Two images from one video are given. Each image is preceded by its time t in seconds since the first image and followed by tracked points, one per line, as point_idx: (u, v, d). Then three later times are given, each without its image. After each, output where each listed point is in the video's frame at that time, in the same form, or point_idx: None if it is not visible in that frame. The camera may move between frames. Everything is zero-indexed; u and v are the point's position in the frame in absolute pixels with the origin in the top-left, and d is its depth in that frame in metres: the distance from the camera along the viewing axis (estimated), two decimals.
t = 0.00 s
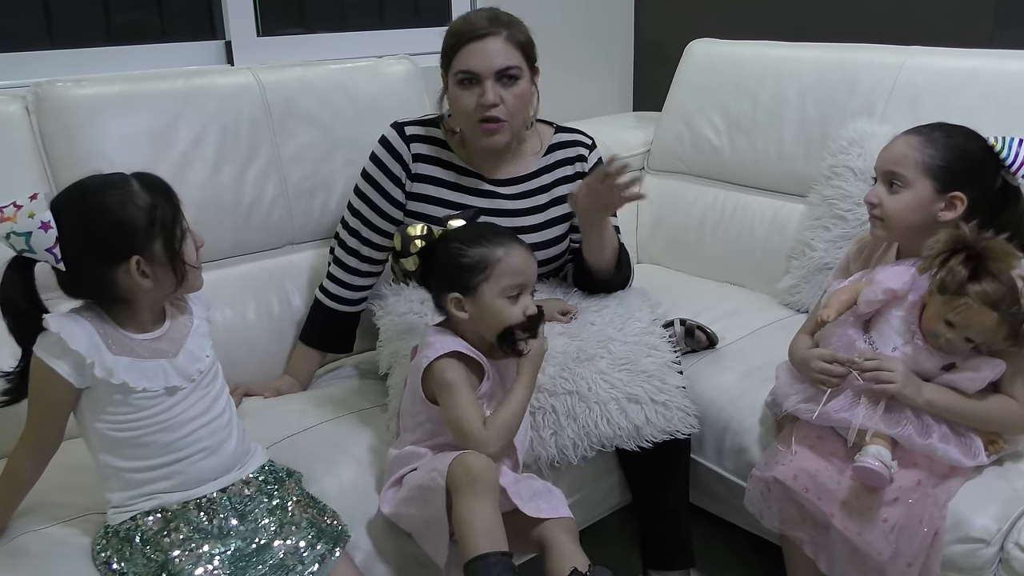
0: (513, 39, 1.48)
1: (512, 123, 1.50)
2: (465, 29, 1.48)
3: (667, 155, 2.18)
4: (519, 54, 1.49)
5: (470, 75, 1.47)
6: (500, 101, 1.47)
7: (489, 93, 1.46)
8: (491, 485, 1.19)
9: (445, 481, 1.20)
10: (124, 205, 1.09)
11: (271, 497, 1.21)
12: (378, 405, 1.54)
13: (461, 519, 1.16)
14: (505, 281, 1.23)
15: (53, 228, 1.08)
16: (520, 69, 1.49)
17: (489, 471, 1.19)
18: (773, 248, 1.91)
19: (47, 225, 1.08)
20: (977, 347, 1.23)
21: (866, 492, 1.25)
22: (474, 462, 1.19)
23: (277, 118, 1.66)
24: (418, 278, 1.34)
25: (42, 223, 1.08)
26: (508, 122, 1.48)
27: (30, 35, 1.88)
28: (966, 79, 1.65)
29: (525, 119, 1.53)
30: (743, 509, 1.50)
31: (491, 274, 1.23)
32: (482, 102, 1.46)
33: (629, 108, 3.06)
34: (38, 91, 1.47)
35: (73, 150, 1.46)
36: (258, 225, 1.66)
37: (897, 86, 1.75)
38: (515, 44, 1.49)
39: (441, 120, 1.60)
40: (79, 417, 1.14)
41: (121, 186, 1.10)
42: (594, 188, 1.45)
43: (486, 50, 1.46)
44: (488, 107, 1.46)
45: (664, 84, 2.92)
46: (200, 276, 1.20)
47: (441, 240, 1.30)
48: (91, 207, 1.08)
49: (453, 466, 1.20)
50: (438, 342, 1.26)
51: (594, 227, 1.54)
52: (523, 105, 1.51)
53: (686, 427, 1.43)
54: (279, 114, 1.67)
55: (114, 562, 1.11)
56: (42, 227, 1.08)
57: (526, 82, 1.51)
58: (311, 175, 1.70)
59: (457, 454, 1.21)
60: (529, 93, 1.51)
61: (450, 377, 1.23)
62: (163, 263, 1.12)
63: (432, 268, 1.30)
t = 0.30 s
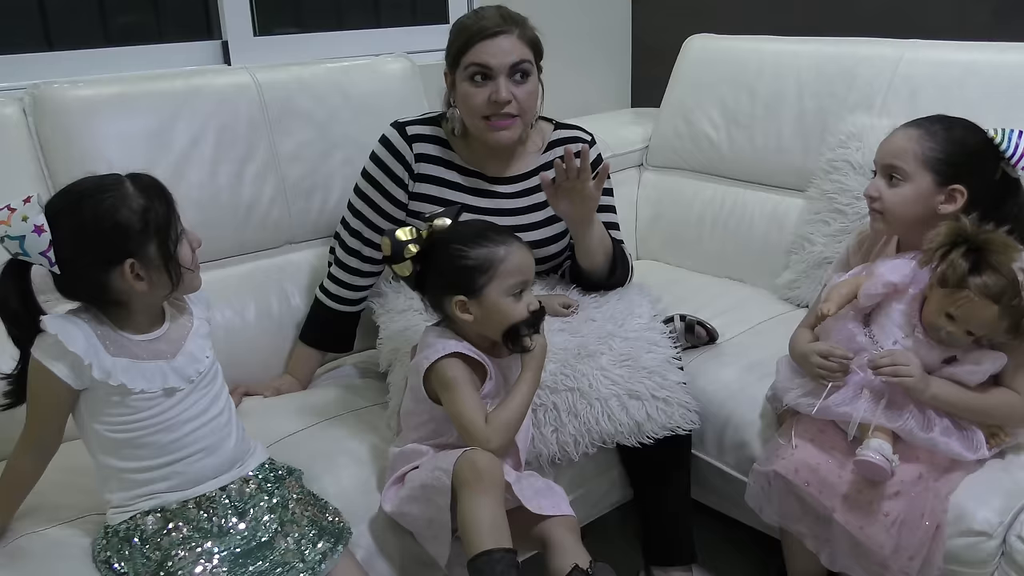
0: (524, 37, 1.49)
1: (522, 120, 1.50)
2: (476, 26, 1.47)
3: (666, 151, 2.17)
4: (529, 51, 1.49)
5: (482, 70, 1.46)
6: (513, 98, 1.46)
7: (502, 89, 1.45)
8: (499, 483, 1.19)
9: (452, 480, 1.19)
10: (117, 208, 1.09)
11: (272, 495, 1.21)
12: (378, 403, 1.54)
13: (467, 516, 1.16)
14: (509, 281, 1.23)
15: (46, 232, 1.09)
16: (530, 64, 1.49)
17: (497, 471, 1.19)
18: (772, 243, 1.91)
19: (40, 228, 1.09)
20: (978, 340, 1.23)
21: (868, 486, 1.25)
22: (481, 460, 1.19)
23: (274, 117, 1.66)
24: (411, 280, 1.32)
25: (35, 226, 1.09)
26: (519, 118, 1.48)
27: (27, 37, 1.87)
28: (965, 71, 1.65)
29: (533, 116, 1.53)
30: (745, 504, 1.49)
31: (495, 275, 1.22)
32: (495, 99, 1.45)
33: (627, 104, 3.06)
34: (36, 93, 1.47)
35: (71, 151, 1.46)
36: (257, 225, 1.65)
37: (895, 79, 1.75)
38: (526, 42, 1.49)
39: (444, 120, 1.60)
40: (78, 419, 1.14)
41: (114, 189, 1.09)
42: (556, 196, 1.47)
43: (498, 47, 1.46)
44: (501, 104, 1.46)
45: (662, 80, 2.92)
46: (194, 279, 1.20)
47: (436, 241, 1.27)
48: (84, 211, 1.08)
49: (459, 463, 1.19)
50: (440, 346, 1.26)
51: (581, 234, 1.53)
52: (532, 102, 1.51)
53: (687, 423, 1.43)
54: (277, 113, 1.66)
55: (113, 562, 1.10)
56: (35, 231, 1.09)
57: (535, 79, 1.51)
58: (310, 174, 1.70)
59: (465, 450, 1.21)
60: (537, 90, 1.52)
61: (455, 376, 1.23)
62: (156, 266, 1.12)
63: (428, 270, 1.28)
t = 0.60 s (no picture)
0: (522, 40, 1.48)
1: (516, 122, 1.50)
2: (473, 26, 1.47)
3: (665, 148, 2.17)
4: (527, 53, 1.49)
5: (477, 71, 1.46)
6: (507, 101, 1.46)
7: (496, 92, 1.45)
8: (501, 481, 1.19)
9: (453, 482, 1.20)
10: (113, 204, 1.09)
11: (272, 493, 1.21)
12: (379, 401, 1.54)
13: (469, 514, 1.15)
14: (497, 274, 1.23)
15: (46, 215, 1.12)
16: (527, 66, 1.49)
17: (498, 469, 1.20)
18: (772, 239, 1.91)
19: (41, 211, 1.13)
20: (979, 334, 1.23)
21: (869, 481, 1.25)
22: (484, 460, 1.19)
23: (273, 116, 1.66)
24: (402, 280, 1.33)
25: (36, 209, 1.12)
26: (513, 121, 1.49)
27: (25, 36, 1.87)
28: (964, 66, 1.65)
29: (529, 117, 1.53)
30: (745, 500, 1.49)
31: (483, 269, 1.22)
32: (489, 102, 1.46)
33: (626, 101, 3.05)
34: (34, 93, 1.47)
35: (68, 148, 1.46)
36: (257, 224, 1.65)
37: (895, 74, 1.74)
38: (524, 44, 1.48)
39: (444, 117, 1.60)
40: (79, 424, 1.14)
41: (117, 186, 1.10)
42: (586, 188, 1.51)
43: (494, 49, 1.45)
44: (494, 108, 1.46)
45: (661, 76, 2.92)
46: (190, 288, 1.17)
47: (422, 238, 1.28)
48: (83, 202, 1.09)
49: (461, 462, 1.20)
50: (432, 344, 1.26)
51: (605, 234, 1.54)
52: (528, 104, 1.51)
53: (687, 420, 1.43)
54: (275, 112, 1.66)
55: (115, 562, 1.11)
56: (37, 214, 1.12)
57: (531, 81, 1.50)
58: (309, 173, 1.70)
59: (463, 451, 1.21)
60: (533, 93, 1.51)
61: (445, 371, 1.23)
62: (142, 269, 1.11)
63: (416, 268, 1.28)
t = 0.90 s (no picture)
0: (506, 35, 1.47)
1: (505, 119, 1.49)
2: (460, 24, 1.47)
3: (665, 146, 2.17)
4: (514, 50, 1.48)
5: (461, 68, 1.47)
6: (490, 96, 1.46)
7: (478, 88, 1.45)
8: (497, 478, 1.19)
9: (447, 482, 1.19)
10: (106, 204, 1.09)
11: (273, 491, 1.21)
12: (379, 399, 1.54)
13: (466, 513, 1.16)
14: (490, 274, 1.22)
15: (57, 200, 1.12)
16: (513, 63, 1.48)
17: (493, 467, 1.20)
18: (773, 237, 1.90)
19: (55, 196, 1.13)
20: (979, 333, 1.23)
21: (869, 480, 1.25)
22: (479, 459, 1.19)
23: (274, 113, 1.66)
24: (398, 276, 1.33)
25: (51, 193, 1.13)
26: (499, 117, 1.47)
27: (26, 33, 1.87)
28: (965, 64, 1.64)
29: (521, 115, 1.51)
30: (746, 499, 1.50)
31: (476, 268, 1.22)
32: (471, 97, 1.45)
33: (627, 99, 3.05)
34: (36, 91, 1.47)
35: (69, 146, 1.46)
36: (257, 221, 1.65)
37: (895, 72, 1.74)
38: (509, 40, 1.47)
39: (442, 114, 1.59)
40: (84, 424, 1.14)
41: (117, 185, 1.10)
42: (610, 194, 1.49)
43: (478, 44, 1.45)
44: (477, 103, 1.45)
45: (661, 74, 2.92)
46: (175, 301, 1.14)
47: (419, 234, 1.29)
48: (82, 198, 1.10)
49: (456, 462, 1.20)
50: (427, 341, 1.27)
51: (622, 240, 1.52)
52: (518, 100, 1.49)
53: (688, 418, 1.43)
54: (276, 109, 1.66)
55: (117, 559, 1.11)
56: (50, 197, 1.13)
57: (521, 77, 1.49)
58: (310, 171, 1.70)
59: (455, 451, 1.21)
60: (523, 89, 1.50)
61: (438, 367, 1.24)
62: (122, 272, 1.09)
63: (411, 264, 1.29)
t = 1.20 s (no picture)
0: (498, 31, 1.47)
1: (500, 116, 1.49)
2: (452, 22, 1.47)
3: (666, 145, 2.17)
4: (506, 46, 1.48)
5: (454, 65, 1.47)
6: (483, 93, 1.46)
7: (471, 85, 1.45)
8: (502, 477, 1.19)
9: (452, 479, 1.19)
10: (101, 218, 1.07)
11: (274, 489, 1.21)
12: (381, 397, 1.54)
13: (470, 512, 1.16)
14: (488, 274, 1.22)
15: (43, 219, 1.12)
16: (506, 60, 1.47)
17: (497, 466, 1.19)
18: (774, 236, 1.91)
19: (39, 213, 1.12)
20: (981, 333, 1.23)
21: (870, 479, 1.25)
22: (485, 457, 1.19)
23: (275, 111, 1.66)
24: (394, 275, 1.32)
25: (35, 211, 1.12)
26: (493, 113, 1.47)
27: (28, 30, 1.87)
28: (967, 63, 1.64)
29: (515, 111, 1.51)
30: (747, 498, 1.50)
31: (476, 268, 1.22)
32: (464, 94, 1.45)
33: (627, 98, 3.05)
34: (37, 88, 1.47)
35: (70, 142, 1.46)
36: (258, 219, 1.65)
37: (897, 72, 1.74)
38: (501, 37, 1.47)
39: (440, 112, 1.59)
40: (91, 424, 1.14)
41: (112, 197, 1.09)
42: (615, 195, 1.49)
43: (470, 41, 1.45)
44: (471, 100, 1.45)
45: (662, 73, 2.92)
46: (190, 298, 1.15)
47: (416, 235, 1.28)
48: (72, 214, 1.08)
49: (461, 461, 1.20)
50: (426, 342, 1.27)
51: (625, 242, 1.52)
52: (512, 96, 1.49)
53: (689, 416, 1.43)
54: (278, 107, 1.66)
55: (118, 556, 1.11)
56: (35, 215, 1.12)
57: (514, 73, 1.49)
58: (311, 169, 1.70)
59: (462, 450, 1.21)
60: (516, 85, 1.50)
61: (439, 369, 1.24)
62: (131, 283, 1.10)
63: (409, 265, 1.28)
